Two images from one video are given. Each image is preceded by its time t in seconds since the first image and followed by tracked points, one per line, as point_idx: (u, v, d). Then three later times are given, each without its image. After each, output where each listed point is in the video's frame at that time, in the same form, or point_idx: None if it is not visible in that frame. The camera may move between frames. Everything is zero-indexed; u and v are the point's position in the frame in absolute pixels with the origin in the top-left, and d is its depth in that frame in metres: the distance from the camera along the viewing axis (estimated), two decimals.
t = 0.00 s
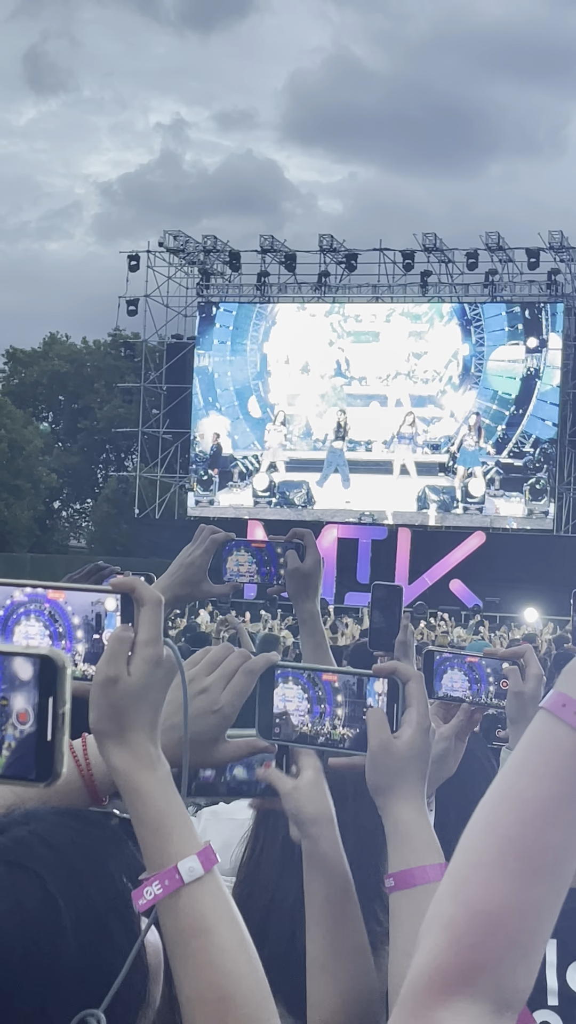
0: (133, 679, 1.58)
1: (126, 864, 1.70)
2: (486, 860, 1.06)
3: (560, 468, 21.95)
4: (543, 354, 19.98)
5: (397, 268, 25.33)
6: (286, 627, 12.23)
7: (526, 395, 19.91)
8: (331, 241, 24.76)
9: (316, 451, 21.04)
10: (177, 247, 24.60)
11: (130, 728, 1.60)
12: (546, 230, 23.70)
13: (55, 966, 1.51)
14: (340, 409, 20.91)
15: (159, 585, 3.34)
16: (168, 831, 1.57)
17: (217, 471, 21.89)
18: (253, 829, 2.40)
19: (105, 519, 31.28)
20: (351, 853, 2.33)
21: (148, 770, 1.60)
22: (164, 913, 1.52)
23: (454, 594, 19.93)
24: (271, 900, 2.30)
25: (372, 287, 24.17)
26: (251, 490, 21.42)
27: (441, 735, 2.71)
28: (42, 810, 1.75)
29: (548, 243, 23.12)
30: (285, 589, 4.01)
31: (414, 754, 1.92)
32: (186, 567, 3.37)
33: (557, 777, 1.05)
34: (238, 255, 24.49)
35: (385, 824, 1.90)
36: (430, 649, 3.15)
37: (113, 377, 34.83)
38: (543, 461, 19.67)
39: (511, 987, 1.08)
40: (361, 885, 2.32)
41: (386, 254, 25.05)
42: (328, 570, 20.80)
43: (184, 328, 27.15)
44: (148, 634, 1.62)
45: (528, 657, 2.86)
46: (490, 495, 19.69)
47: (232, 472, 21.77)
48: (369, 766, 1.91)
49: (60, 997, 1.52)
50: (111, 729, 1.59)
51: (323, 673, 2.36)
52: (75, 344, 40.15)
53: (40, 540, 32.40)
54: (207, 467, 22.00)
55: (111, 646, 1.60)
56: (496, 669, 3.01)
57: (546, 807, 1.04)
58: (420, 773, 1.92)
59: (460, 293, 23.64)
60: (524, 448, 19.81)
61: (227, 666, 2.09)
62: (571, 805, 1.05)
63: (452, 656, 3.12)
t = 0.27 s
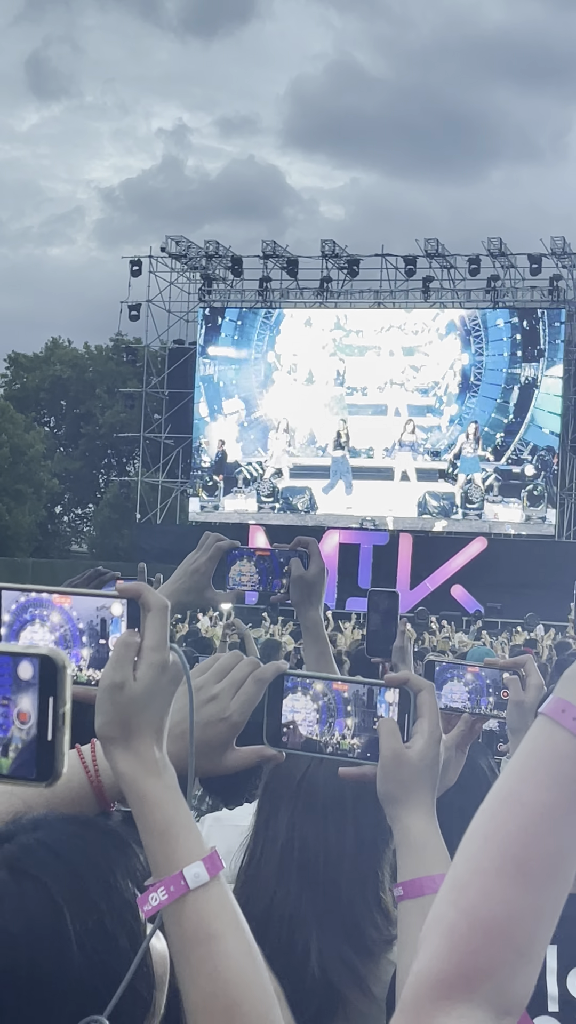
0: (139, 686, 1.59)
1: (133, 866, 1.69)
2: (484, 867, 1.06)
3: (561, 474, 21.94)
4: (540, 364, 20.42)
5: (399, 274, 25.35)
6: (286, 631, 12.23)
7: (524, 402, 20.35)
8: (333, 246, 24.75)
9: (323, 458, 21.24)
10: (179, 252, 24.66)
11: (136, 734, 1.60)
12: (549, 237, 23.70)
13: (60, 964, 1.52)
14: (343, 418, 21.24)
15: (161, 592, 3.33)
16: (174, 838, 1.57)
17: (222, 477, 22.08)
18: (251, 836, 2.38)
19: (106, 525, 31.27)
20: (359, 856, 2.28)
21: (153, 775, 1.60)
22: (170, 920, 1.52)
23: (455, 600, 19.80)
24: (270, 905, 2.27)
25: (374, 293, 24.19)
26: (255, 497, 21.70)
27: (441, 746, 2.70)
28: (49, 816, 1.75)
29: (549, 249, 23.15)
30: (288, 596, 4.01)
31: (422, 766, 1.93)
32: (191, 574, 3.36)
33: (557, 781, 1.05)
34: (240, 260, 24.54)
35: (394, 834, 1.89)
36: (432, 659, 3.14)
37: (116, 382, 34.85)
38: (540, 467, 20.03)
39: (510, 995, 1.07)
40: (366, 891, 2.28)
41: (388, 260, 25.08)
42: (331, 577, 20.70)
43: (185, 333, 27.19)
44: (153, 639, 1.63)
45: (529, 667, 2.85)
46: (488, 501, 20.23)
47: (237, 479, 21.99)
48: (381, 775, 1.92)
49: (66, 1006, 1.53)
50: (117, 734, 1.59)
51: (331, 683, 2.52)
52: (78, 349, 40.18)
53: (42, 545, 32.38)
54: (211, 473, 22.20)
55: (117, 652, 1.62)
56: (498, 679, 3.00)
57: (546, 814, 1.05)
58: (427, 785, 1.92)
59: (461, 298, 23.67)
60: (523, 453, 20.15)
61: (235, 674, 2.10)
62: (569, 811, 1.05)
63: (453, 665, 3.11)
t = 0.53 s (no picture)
0: (144, 690, 1.59)
1: (137, 868, 1.70)
2: (488, 869, 1.06)
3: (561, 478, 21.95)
4: (536, 369, 20.45)
5: (400, 277, 25.36)
6: (287, 635, 12.25)
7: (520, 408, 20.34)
8: (334, 250, 24.82)
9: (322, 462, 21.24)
10: (180, 255, 24.68)
11: (141, 737, 1.60)
12: (548, 241, 23.77)
13: (66, 963, 1.52)
14: (342, 421, 21.28)
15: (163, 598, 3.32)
16: (179, 842, 1.57)
17: (224, 481, 21.96)
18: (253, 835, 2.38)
19: (106, 528, 31.27)
20: (358, 858, 2.28)
21: (158, 780, 1.60)
22: (175, 925, 1.52)
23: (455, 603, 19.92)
24: (271, 905, 2.29)
25: (375, 297, 24.20)
26: (258, 500, 21.54)
27: (442, 751, 2.70)
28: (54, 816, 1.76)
29: (550, 254, 23.17)
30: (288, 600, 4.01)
31: (424, 769, 1.92)
32: (193, 579, 3.37)
33: (560, 785, 1.06)
34: (240, 263, 24.55)
35: (396, 839, 1.90)
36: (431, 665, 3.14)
37: (116, 385, 34.86)
38: (536, 472, 20.05)
39: (511, 999, 1.07)
40: (366, 893, 2.29)
41: (388, 264, 25.09)
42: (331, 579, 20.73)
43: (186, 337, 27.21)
44: (158, 643, 1.63)
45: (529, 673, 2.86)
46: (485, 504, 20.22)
47: (239, 483, 21.88)
48: (380, 780, 1.92)
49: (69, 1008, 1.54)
50: (121, 738, 1.60)
51: (330, 689, 2.36)
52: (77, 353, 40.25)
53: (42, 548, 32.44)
54: (213, 475, 22.01)
55: (121, 657, 1.62)
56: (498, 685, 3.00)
57: (548, 820, 1.05)
58: (430, 788, 1.92)
59: (461, 302, 23.68)
60: (519, 457, 20.20)
61: (235, 678, 2.09)
62: (570, 813, 1.05)
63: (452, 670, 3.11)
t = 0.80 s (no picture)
0: (142, 692, 1.59)
1: (139, 868, 1.70)
2: (489, 873, 1.06)
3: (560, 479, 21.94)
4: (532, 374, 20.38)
5: (400, 279, 25.37)
6: (285, 637, 12.24)
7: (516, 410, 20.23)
8: (333, 253, 24.80)
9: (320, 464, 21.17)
10: (179, 258, 24.67)
11: (139, 738, 1.60)
12: (548, 244, 23.76)
13: (65, 962, 1.53)
14: (339, 425, 21.25)
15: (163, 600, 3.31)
16: (177, 844, 1.57)
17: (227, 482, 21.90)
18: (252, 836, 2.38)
19: (106, 530, 31.26)
20: (357, 857, 2.27)
21: (156, 782, 1.60)
22: (172, 929, 1.52)
23: (454, 605, 19.99)
24: (270, 903, 2.27)
25: (374, 299, 24.20)
26: (259, 501, 21.39)
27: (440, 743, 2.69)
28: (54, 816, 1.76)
29: (549, 256, 23.17)
30: (289, 602, 4.00)
31: (423, 767, 1.92)
32: (194, 578, 3.36)
33: (561, 792, 1.06)
34: (240, 266, 24.54)
35: (397, 839, 1.89)
36: (430, 658, 3.15)
37: (115, 387, 34.85)
38: (531, 474, 19.84)
39: (511, 1003, 1.07)
40: (365, 893, 2.28)
41: (388, 266, 25.09)
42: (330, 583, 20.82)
43: (185, 340, 27.24)
44: (157, 645, 1.63)
45: (530, 665, 2.87)
46: (481, 506, 20.00)
47: (241, 484, 21.81)
48: (380, 782, 1.92)
49: (67, 1007, 1.54)
50: (120, 740, 1.60)
51: (332, 690, 2.43)
52: (77, 355, 40.25)
53: (42, 550, 32.42)
54: (217, 476, 21.98)
55: (119, 659, 1.61)
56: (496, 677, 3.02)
57: (547, 824, 1.05)
58: (429, 789, 1.92)
59: (461, 305, 23.68)
60: (514, 461, 20.05)
61: (236, 677, 2.09)
62: (570, 818, 1.05)
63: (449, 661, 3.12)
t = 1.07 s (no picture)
0: (140, 696, 1.57)
1: (138, 870, 1.70)
2: (490, 874, 1.06)
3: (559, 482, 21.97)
4: (528, 378, 20.56)
5: (400, 281, 25.38)
6: (285, 639, 12.23)
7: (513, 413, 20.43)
8: (333, 255, 24.80)
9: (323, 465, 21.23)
10: (179, 259, 24.66)
11: (137, 743, 1.59)
12: (548, 246, 23.78)
13: (65, 965, 1.52)
14: (340, 426, 21.32)
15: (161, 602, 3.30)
16: (175, 847, 1.57)
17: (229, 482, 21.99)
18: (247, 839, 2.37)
19: (105, 531, 31.22)
20: (352, 861, 2.28)
21: (154, 785, 1.59)
22: (170, 932, 1.52)
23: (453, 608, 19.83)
24: (266, 908, 2.26)
25: (374, 301, 24.20)
26: (261, 502, 21.57)
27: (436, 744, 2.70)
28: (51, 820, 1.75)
29: (549, 258, 23.18)
30: (288, 605, 4.00)
31: (421, 777, 1.93)
32: (193, 582, 3.35)
33: (562, 791, 1.05)
34: (240, 267, 24.51)
35: (395, 848, 1.88)
36: (426, 658, 3.17)
37: (115, 388, 34.83)
38: (527, 476, 20.13)
39: (513, 1004, 1.06)
40: (362, 894, 2.29)
41: (388, 268, 25.11)
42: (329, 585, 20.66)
43: (184, 341, 27.22)
44: (155, 647, 1.61)
45: (525, 667, 2.89)
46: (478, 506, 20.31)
47: (244, 484, 21.89)
48: (378, 791, 1.92)
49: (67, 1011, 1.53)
50: (117, 744, 1.59)
51: (330, 699, 2.42)
52: (77, 357, 40.27)
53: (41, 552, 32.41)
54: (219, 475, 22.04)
55: (117, 662, 1.60)
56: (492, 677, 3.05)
57: (550, 825, 1.04)
58: (427, 794, 1.92)
59: (461, 307, 23.68)
60: (511, 462, 20.30)
61: (236, 689, 2.08)
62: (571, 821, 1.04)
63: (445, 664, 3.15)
